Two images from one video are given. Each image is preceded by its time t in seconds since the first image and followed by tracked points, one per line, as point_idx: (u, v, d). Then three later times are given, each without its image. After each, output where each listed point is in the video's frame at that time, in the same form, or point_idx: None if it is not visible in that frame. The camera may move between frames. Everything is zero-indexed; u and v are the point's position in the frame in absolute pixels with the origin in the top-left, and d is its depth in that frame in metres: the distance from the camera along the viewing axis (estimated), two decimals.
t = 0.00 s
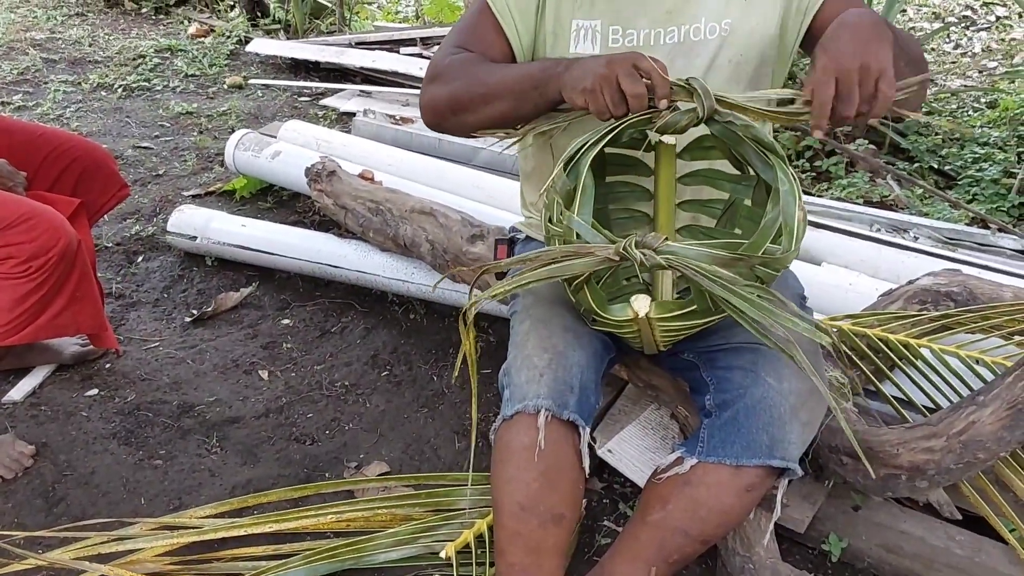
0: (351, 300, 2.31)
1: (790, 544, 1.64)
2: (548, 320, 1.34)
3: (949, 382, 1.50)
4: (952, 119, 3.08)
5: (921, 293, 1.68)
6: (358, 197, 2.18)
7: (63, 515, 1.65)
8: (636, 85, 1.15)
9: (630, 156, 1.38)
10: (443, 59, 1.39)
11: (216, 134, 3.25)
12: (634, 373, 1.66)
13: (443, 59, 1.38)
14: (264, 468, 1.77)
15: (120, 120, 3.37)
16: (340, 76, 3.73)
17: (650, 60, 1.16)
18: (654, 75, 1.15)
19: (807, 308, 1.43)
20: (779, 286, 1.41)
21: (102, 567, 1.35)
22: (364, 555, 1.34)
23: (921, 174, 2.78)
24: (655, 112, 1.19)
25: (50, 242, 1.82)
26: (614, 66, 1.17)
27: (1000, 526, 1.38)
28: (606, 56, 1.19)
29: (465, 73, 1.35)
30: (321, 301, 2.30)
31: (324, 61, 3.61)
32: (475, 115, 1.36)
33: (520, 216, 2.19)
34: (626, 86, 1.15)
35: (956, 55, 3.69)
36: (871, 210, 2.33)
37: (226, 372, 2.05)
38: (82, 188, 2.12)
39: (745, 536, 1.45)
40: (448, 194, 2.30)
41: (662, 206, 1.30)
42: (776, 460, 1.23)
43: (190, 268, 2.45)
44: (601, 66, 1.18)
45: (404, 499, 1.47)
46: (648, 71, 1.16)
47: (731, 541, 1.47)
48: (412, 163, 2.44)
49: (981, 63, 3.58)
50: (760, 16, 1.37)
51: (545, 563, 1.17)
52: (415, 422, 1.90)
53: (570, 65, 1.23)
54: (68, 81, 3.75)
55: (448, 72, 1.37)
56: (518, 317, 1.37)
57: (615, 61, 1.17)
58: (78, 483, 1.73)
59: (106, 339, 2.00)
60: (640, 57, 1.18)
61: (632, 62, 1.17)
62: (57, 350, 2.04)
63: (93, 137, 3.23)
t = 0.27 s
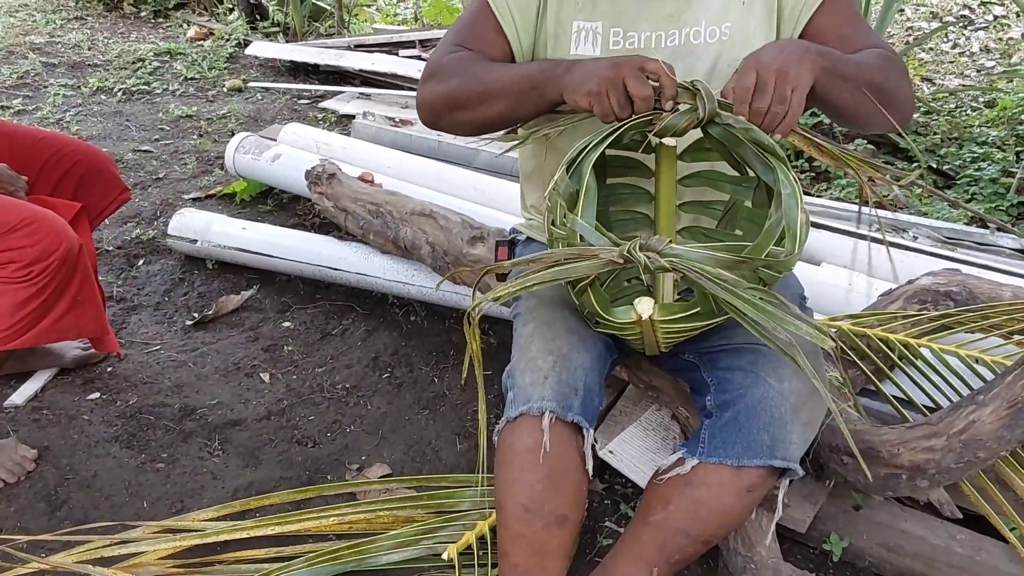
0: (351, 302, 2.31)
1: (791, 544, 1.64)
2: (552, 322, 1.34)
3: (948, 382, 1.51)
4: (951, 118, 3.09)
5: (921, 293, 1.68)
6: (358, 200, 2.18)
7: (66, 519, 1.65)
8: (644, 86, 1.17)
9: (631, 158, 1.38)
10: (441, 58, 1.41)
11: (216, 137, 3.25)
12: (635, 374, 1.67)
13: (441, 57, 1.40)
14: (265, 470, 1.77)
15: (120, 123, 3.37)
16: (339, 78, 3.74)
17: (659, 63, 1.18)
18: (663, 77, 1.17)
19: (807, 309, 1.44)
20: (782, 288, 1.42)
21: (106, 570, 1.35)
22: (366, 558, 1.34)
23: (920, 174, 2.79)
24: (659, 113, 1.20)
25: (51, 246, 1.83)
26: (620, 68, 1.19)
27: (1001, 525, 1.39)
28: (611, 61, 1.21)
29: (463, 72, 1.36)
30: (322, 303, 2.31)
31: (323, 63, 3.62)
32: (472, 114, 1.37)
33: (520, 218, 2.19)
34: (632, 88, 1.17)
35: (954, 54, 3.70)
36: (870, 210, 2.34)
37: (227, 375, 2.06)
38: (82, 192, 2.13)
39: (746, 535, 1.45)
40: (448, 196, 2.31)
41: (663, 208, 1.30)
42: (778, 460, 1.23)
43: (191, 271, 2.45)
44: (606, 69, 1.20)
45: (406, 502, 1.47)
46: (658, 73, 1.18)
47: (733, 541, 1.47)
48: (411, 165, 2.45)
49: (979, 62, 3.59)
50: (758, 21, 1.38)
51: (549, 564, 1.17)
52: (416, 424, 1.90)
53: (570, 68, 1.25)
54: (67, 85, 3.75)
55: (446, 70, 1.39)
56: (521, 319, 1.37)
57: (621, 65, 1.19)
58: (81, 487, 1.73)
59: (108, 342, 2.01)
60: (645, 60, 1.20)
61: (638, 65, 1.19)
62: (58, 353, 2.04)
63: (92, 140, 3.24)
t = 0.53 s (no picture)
0: (352, 303, 2.31)
1: (792, 543, 1.64)
2: (552, 323, 1.34)
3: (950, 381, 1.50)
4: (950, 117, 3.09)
5: (921, 292, 1.69)
6: (359, 201, 2.18)
7: (67, 521, 1.65)
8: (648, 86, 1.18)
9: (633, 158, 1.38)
10: (438, 53, 1.40)
11: (215, 139, 3.25)
12: (636, 374, 1.67)
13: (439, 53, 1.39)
14: (267, 472, 1.77)
15: (120, 125, 3.37)
16: (338, 80, 3.74)
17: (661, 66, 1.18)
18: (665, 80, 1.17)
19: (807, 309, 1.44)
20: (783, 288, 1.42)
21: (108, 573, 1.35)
22: (368, 559, 1.34)
23: (920, 173, 2.79)
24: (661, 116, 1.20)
25: (52, 249, 1.83)
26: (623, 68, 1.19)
27: (1002, 524, 1.39)
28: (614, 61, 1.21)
29: (460, 67, 1.35)
30: (322, 304, 2.31)
31: (322, 64, 3.62)
32: (467, 109, 1.37)
33: (520, 219, 2.19)
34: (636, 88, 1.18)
35: (953, 53, 3.70)
36: (870, 209, 2.34)
37: (228, 376, 2.06)
38: (81, 195, 2.13)
39: (747, 535, 1.45)
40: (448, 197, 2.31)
41: (664, 208, 1.30)
42: (779, 460, 1.23)
43: (191, 273, 2.45)
44: (609, 69, 1.20)
45: (408, 503, 1.47)
46: (659, 77, 1.18)
47: (734, 541, 1.47)
48: (411, 166, 2.45)
49: (977, 61, 3.59)
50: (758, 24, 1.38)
51: (550, 565, 1.17)
52: (417, 425, 1.90)
53: (569, 64, 1.25)
54: (66, 87, 3.75)
55: (443, 65, 1.38)
56: (522, 320, 1.37)
57: (623, 66, 1.19)
58: (82, 489, 1.73)
59: (109, 345, 2.01)
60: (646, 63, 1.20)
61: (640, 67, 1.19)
62: (59, 356, 2.04)
63: (92, 143, 3.24)
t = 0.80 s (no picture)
0: (351, 303, 2.31)
1: (792, 543, 1.64)
2: (551, 323, 1.34)
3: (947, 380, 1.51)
4: (948, 116, 3.10)
5: (920, 291, 1.69)
6: (358, 201, 2.18)
7: (67, 523, 1.65)
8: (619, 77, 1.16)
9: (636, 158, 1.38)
10: (426, 26, 1.39)
11: (214, 139, 3.25)
12: (636, 374, 1.67)
13: (426, 25, 1.38)
14: (266, 473, 1.77)
15: (118, 126, 3.37)
16: (337, 80, 3.74)
17: (638, 62, 1.16)
18: (639, 74, 1.16)
19: (806, 309, 1.43)
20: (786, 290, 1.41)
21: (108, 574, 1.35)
22: (367, 559, 1.34)
23: (918, 172, 2.79)
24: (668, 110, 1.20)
25: (51, 250, 1.83)
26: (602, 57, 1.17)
27: (1002, 522, 1.39)
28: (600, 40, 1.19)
29: (447, 39, 1.34)
30: (322, 305, 2.31)
31: (321, 65, 3.62)
32: (452, 82, 1.35)
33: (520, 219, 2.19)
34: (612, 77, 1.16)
35: (951, 52, 3.71)
36: (869, 208, 2.34)
37: (227, 377, 2.06)
38: (81, 196, 2.14)
39: (747, 535, 1.45)
40: (447, 197, 2.31)
41: (668, 209, 1.29)
42: (779, 459, 1.23)
43: (190, 274, 2.45)
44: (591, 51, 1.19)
45: (407, 503, 1.46)
46: (634, 73, 1.16)
47: (734, 541, 1.47)
48: (412, 166, 2.45)
49: (976, 60, 3.60)
50: (761, 25, 1.37)
51: (550, 565, 1.18)
52: (416, 425, 1.90)
53: (557, 43, 1.24)
54: (65, 88, 3.75)
55: (429, 38, 1.37)
56: (521, 320, 1.37)
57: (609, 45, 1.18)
58: (81, 490, 1.73)
59: (108, 345, 2.01)
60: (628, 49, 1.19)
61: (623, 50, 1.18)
62: (58, 357, 2.04)
63: (91, 144, 3.23)
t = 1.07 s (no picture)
0: (352, 304, 2.31)
1: (793, 544, 1.64)
2: (553, 324, 1.34)
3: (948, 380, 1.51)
4: (949, 117, 3.10)
5: (921, 291, 1.69)
6: (359, 202, 2.18)
7: (68, 524, 1.65)
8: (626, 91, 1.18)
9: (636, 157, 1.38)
10: (427, 20, 1.39)
11: (215, 141, 3.26)
12: (637, 375, 1.67)
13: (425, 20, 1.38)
14: (268, 474, 1.77)
15: (119, 127, 3.37)
16: (338, 81, 3.75)
17: (639, 77, 1.18)
18: (639, 92, 1.18)
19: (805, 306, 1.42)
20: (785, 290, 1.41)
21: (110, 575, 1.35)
22: (369, 560, 1.34)
23: (919, 172, 2.79)
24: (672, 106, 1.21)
25: (52, 252, 1.83)
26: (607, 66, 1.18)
27: (1003, 523, 1.39)
28: (600, 50, 1.20)
29: (444, 36, 1.34)
30: (323, 306, 2.31)
31: (322, 66, 3.62)
32: (448, 83, 1.36)
33: (521, 220, 2.20)
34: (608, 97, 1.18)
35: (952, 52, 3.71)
36: (870, 209, 2.34)
37: (228, 378, 2.06)
38: (82, 198, 2.14)
39: (749, 536, 1.45)
40: (448, 198, 2.31)
41: (668, 207, 1.30)
42: (781, 460, 1.23)
43: (191, 275, 2.45)
44: (592, 65, 1.19)
45: (408, 503, 1.46)
46: (635, 89, 1.18)
47: (735, 541, 1.47)
48: (413, 168, 2.45)
49: (976, 61, 3.60)
50: (767, 30, 1.36)
51: (551, 566, 1.18)
52: (417, 426, 1.90)
53: (557, 56, 1.24)
54: (66, 90, 3.75)
55: (429, 34, 1.37)
56: (524, 321, 1.37)
57: (609, 58, 1.19)
58: (83, 492, 1.73)
59: (110, 347, 2.01)
60: (630, 61, 1.19)
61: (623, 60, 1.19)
62: (59, 358, 2.04)
63: (92, 145, 3.24)
